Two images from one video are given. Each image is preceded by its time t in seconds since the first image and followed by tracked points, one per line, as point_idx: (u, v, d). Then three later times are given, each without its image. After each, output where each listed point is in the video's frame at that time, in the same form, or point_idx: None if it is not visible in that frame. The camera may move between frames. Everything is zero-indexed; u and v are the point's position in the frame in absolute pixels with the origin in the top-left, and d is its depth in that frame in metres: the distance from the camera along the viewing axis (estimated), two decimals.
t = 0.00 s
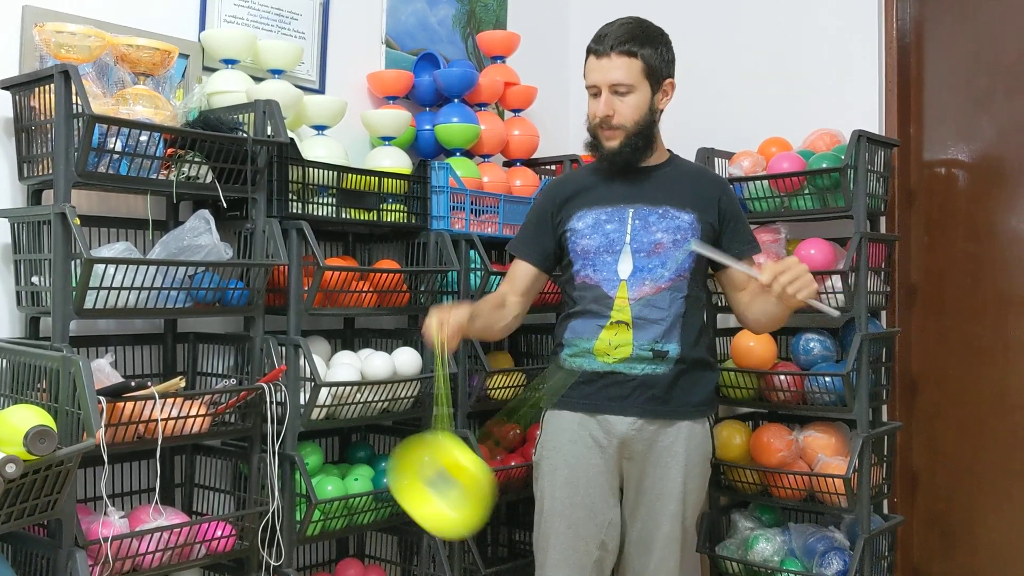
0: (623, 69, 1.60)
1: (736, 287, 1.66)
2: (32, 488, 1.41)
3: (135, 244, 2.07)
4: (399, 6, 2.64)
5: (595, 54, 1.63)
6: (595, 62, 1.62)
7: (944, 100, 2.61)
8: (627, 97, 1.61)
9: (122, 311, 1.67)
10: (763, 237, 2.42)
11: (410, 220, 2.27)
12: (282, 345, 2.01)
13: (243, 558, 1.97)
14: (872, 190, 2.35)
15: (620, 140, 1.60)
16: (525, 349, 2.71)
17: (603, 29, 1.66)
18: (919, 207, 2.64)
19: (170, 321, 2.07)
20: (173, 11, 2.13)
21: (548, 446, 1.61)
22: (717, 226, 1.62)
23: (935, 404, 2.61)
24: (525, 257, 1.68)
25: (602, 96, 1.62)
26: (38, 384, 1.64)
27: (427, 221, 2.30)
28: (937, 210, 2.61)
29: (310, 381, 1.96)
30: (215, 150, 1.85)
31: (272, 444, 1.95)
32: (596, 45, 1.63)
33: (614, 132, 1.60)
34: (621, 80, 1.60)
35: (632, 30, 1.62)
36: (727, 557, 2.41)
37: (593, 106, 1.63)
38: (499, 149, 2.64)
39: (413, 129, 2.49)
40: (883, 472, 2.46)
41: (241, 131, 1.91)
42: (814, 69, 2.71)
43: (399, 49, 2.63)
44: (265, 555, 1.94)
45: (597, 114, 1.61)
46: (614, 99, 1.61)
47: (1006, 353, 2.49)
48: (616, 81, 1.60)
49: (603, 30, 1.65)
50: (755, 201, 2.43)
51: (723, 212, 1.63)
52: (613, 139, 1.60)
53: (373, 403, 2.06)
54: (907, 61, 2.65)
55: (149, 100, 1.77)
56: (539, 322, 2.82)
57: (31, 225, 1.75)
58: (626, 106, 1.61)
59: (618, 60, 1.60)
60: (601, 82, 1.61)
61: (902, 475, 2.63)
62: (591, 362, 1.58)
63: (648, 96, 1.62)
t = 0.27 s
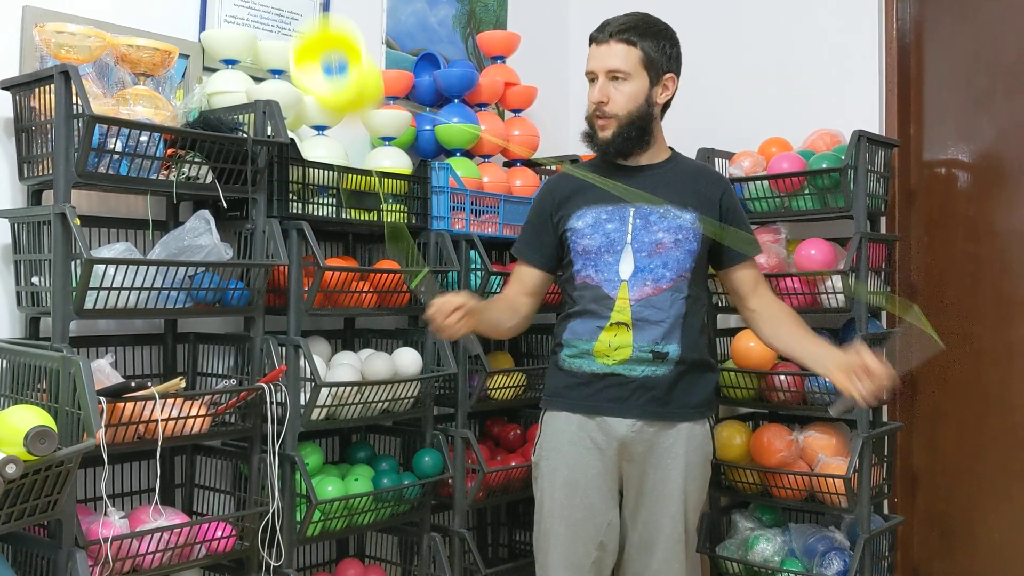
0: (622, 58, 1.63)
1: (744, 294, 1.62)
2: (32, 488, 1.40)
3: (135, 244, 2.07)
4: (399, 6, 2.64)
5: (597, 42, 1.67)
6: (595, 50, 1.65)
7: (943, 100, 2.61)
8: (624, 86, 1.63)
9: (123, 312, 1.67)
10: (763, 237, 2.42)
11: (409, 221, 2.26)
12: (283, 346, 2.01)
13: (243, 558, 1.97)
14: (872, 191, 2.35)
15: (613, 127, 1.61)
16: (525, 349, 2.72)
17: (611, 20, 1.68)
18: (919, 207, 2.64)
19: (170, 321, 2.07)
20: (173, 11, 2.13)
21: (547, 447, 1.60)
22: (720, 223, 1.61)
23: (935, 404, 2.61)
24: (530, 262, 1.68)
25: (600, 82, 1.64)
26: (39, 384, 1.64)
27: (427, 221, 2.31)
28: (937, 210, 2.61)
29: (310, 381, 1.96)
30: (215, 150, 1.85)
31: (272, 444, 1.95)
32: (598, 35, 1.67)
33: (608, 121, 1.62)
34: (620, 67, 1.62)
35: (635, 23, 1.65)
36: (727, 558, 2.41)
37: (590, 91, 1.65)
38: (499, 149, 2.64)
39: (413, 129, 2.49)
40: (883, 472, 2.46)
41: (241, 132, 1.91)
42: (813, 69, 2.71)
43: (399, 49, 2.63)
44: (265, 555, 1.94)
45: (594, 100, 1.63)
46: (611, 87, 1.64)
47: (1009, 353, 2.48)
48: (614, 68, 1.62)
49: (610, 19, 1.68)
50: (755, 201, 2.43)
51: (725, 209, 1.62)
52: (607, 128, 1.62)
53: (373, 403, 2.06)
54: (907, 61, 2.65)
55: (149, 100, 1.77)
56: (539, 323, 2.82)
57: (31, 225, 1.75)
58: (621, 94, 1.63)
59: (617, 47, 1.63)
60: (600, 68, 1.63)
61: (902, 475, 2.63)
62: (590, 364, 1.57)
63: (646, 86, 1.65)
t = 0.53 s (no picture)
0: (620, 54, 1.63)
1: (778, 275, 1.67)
2: (33, 488, 1.41)
3: (136, 244, 2.07)
4: (399, 6, 2.64)
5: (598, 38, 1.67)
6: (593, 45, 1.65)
7: (944, 100, 2.61)
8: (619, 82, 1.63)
9: (123, 312, 1.67)
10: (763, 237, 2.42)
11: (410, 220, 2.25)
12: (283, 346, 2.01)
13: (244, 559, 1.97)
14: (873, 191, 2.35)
15: (605, 121, 1.60)
16: (525, 349, 2.72)
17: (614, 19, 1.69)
18: (920, 207, 2.64)
19: (170, 321, 2.07)
20: (173, 11, 2.13)
21: (571, 451, 1.55)
22: (721, 218, 1.62)
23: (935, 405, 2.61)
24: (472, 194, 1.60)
25: (596, 76, 1.64)
26: (39, 384, 1.64)
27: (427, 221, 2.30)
28: (937, 210, 2.61)
29: (311, 381, 1.97)
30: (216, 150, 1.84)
31: (272, 444, 1.96)
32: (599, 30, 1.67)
33: (602, 116, 1.61)
34: (616, 63, 1.62)
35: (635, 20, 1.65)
36: (727, 559, 2.40)
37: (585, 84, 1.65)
38: (499, 149, 2.64)
39: (413, 129, 2.49)
40: (883, 472, 2.46)
41: (242, 132, 1.91)
42: (814, 69, 2.71)
43: (399, 49, 2.63)
44: (265, 556, 1.94)
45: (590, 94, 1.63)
46: (608, 82, 1.63)
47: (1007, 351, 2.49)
48: (613, 63, 1.63)
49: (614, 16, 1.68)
50: (756, 201, 2.43)
51: (727, 203, 1.63)
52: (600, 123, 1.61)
53: (374, 404, 2.05)
54: (907, 61, 2.65)
55: (150, 100, 1.77)
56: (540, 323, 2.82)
57: (31, 225, 1.74)
58: (616, 90, 1.63)
59: (615, 43, 1.63)
60: (598, 62, 1.63)
61: (903, 475, 2.63)
62: (614, 367, 1.53)
63: (642, 84, 1.65)
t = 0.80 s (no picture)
0: (625, 62, 1.61)
1: (774, 278, 1.65)
2: (33, 488, 1.41)
3: (136, 244, 2.07)
4: (399, 6, 2.64)
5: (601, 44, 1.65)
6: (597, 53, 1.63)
7: (944, 100, 2.61)
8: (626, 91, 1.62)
9: (123, 312, 1.67)
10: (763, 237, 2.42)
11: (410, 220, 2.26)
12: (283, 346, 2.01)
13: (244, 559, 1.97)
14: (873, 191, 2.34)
15: (613, 131, 1.59)
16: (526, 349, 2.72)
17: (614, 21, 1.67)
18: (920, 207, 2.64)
19: (170, 321, 2.07)
20: (174, 11, 2.13)
21: (563, 453, 1.55)
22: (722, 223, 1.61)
23: (935, 405, 2.61)
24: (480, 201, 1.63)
25: (602, 86, 1.62)
26: (39, 384, 1.64)
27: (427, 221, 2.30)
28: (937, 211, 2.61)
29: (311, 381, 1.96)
30: (216, 150, 1.84)
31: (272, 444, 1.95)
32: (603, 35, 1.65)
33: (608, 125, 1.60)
34: (621, 72, 1.61)
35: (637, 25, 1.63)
36: (727, 558, 2.41)
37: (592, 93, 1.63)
38: (499, 148, 2.64)
39: (413, 129, 2.49)
40: (884, 472, 2.46)
41: (242, 132, 1.91)
42: (814, 69, 2.71)
43: (399, 49, 2.63)
44: (265, 556, 1.94)
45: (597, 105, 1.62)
46: (615, 93, 1.62)
47: (1006, 350, 2.49)
48: (616, 72, 1.61)
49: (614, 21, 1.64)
50: (756, 201, 2.43)
51: (728, 208, 1.62)
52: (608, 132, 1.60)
53: (374, 403, 2.06)
54: (907, 61, 2.65)
55: (150, 100, 1.77)
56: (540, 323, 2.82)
57: (32, 225, 1.74)
58: (623, 99, 1.62)
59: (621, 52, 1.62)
60: (602, 72, 1.62)
61: (903, 475, 2.63)
62: (604, 370, 1.53)
63: (649, 92, 1.64)
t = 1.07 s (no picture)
0: (643, 72, 1.57)
1: (741, 276, 1.59)
2: (32, 488, 1.40)
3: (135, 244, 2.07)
4: (399, 6, 2.63)
5: (616, 53, 1.58)
6: (614, 60, 1.57)
7: (944, 100, 2.60)
8: (642, 100, 1.58)
9: (123, 311, 1.67)
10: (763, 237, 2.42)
11: (410, 220, 2.26)
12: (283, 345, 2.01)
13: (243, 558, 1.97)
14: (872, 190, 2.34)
15: (630, 142, 1.56)
16: (525, 349, 2.72)
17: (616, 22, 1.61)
18: (920, 206, 2.64)
19: (170, 321, 2.07)
20: (174, 11, 2.13)
21: (550, 449, 1.58)
22: (715, 222, 1.60)
23: (935, 404, 2.61)
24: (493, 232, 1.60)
25: (620, 97, 1.57)
26: (39, 383, 1.64)
27: (427, 220, 2.30)
28: (937, 210, 2.61)
29: (311, 380, 1.96)
30: (216, 150, 1.84)
31: (272, 444, 1.95)
32: (618, 40, 1.58)
33: (623, 134, 1.57)
34: (641, 83, 1.57)
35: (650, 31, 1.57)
36: (727, 558, 2.41)
37: (606, 102, 1.58)
38: (499, 148, 2.64)
39: (413, 129, 2.49)
40: (884, 472, 2.46)
41: (242, 131, 1.91)
42: (814, 69, 2.71)
43: (399, 49, 2.63)
44: (265, 555, 1.94)
45: (613, 115, 1.57)
46: (632, 103, 1.58)
47: (1006, 352, 2.49)
48: (635, 84, 1.56)
49: (616, 21, 1.59)
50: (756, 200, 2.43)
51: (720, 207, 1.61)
52: (622, 142, 1.57)
53: (373, 403, 2.06)
54: (907, 61, 2.65)
55: (150, 99, 1.77)
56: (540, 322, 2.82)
57: (31, 224, 1.74)
58: (641, 109, 1.58)
59: (639, 61, 1.56)
60: (620, 83, 1.57)
61: (903, 475, 2.63)
62: (592, 369, 1.54)
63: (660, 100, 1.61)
